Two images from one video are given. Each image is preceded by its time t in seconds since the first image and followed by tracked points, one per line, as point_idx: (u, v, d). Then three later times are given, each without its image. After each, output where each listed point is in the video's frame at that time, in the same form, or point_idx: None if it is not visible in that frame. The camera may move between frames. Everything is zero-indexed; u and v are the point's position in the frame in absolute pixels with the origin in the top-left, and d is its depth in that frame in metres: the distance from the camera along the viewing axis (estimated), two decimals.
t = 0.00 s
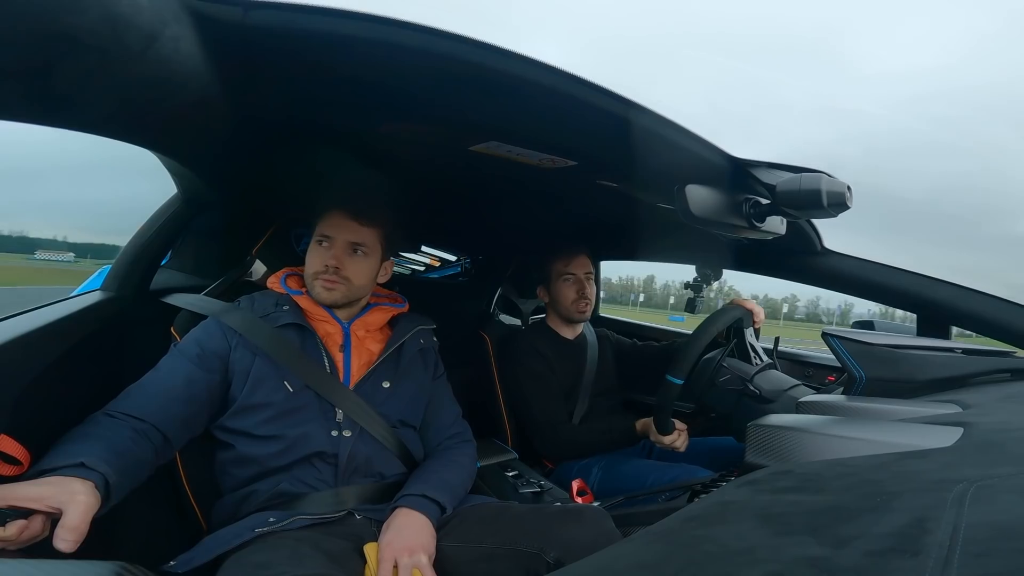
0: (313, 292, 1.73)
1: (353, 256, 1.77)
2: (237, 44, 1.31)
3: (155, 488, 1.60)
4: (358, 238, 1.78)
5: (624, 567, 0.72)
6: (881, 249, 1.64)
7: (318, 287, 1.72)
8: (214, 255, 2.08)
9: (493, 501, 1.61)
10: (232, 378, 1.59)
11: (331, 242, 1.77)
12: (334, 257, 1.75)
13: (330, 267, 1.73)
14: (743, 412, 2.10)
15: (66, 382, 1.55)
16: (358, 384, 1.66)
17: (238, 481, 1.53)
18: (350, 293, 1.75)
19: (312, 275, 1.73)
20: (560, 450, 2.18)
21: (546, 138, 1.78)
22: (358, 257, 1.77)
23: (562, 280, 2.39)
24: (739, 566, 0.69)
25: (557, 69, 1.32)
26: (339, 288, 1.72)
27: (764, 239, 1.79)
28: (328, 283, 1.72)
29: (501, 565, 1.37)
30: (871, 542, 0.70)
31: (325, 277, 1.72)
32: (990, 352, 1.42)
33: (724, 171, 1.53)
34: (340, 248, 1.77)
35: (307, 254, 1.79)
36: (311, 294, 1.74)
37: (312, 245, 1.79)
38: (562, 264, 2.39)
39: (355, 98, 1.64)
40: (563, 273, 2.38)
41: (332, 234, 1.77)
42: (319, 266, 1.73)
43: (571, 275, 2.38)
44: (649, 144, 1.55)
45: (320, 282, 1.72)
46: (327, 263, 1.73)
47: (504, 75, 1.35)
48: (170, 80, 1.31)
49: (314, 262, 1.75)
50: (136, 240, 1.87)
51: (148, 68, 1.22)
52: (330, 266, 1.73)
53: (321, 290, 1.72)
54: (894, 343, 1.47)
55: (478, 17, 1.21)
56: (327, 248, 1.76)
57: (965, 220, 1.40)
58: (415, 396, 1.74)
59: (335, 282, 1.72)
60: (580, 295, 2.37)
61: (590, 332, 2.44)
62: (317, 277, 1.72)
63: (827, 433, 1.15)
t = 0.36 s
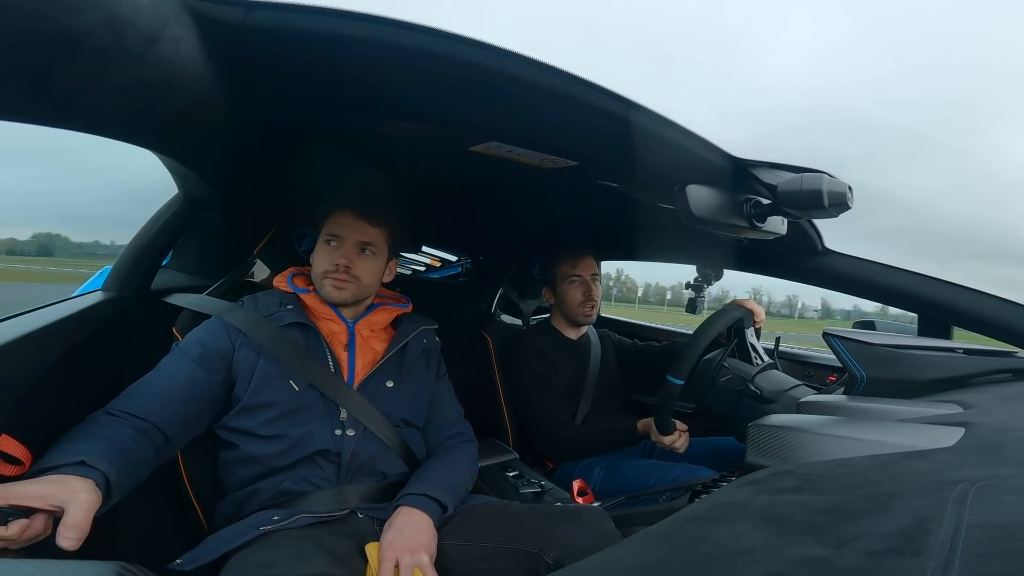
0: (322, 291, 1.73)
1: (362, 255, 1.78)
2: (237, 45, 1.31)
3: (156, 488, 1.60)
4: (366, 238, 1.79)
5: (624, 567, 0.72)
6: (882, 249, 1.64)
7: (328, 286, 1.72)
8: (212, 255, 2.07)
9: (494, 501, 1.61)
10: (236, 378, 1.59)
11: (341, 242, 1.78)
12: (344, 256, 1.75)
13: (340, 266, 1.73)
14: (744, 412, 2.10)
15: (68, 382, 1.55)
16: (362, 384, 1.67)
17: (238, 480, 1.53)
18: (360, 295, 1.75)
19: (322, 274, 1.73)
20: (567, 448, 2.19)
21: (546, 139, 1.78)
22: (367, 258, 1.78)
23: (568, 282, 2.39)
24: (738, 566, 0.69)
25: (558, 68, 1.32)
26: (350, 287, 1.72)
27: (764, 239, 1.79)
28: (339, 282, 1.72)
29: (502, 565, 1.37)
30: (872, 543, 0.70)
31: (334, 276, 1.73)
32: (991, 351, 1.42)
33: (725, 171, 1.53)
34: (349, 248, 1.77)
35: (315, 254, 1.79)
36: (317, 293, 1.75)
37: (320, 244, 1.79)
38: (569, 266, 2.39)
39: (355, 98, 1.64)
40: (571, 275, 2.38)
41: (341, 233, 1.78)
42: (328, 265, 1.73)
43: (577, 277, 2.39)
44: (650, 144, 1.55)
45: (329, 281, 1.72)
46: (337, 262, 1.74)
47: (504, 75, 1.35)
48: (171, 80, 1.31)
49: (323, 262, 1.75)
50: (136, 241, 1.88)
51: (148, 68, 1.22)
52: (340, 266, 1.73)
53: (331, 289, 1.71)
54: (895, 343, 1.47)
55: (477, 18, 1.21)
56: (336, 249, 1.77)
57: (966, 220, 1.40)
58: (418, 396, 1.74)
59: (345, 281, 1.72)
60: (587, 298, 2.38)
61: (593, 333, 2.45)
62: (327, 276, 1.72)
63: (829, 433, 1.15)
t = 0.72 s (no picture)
0: (335, 296, 1.75)
1: (372, 259, 1.79)
2: (237, 45, 1.31)
3: (156, 489, 1.60)
4: (375, 241, 1.80)
5: (625, 568, 0.72)
6: (882, 250, 1.64)
7: (342, 292, 1.74)
8: (212, 256, 2.07)
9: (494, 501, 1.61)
10: (233, 378, 1.59)
11: (350, 246, 1.78)
12: (357, 260, 1.77)
13: (354, 271, 1.75)
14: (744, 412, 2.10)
15: (67, 382, 1.55)
16: (360, 384, 1.67)
17: (238, 481, 1.53)
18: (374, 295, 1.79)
19: (335, 280, 1.74)
20: (567, 447, 2.19)
21: (546, 139, 1.78)
22: (377, 261, 1.81)
23: (565, 282, 2.39)
24: (739, 566, 0.69)
25: (556, 68, 1.32)
26: (365, 292, 1.76)
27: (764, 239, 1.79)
28: (354, 287, 1.75)
29: (501, 565, 1.37)
30: (872, 543, 0.70)
31: (348, 282, 1.75)
32: (992, 351, 1.42)
33: (725, 171, 1.53)
34: (359, 252, 1.78)
35: (321, 255, 1.78)
36: (315, 292, 1.74)
37: (327, 247, 1.77)
38: (564, 267, 2.40)
39: (355, 99, 1.64)
40: (567, 276, 2.39)
41: (349, 237, 1.78)
42: (340, 270, 1.75)
43: (573, 277, 2.39)
44: (650, 144, 1.55)
45: (343, 287, 1.74)
46: (350, 267, 1.75)
47: (504, 75, 1.35)
48: (170, 81, 1.31)
49: (334, 267, 1.75)
50: (136, 241, 1.87)
51: (148, 69, 1.22)
52: (354, 271, 1.75)
53: (345, 295, 1.74)
54: (895, 343, 1.47)
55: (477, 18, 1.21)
56: (346, 252, 1.77)
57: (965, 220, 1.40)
58: (417, 396, 1.74)
59: (359, 286, 1.75)
60: (584, 297, 2.37)
61: (591, 333, 2.44)
62: (340, 282, 1.74)
63: (828, 433, 1.15)
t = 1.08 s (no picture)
0: (335, 295, 1.75)
1: (370, 256, 1.80)
2: (237, 46, 1.31)
3: (156, 489, 1.60)
4: (372, 239, 1.81)
5: (625, 568, 0.72)
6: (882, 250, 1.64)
7: (342, 289, 1.74)
8: (212, 256, 2.07)
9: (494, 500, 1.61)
10: (233, 377, 1.59)
11: (348, 244, 1.78)
12: (356, 258, 1.77)
13: (354, 269, 1.75)
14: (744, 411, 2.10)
15: (67, 382, 1.55)
16: (360, 383, 1.66)
17: (238, 481, 1.53)
18: (372, 293, 1.79)
19: (334, 278, 1.74)
20: (568, 446, 2.19)
21: (547, 139, 1.78)
22: (376, 259, 1.81)
23: (562, 282, 2.40)
24: (739, 566, 0.69)
25: (555, 69, 1.32)
26: (364, 290, 1.76)
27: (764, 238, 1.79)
28: (353, 284, 1.75)
29: (501, 565, 1.36)
30: (873, 543, 0.69)
31: (347, 279, 1.75)
32: (992, 351, 1.42)
33: (725, 171, 1.53)
34: (358, 250, 1.78)
35: (320, 253, 1.77)
36: (315, 290, 1.74)
37: (327, 245, 1.77)
38: (561, 267, 2.41)
39: (354, 99, 1.64)
40: (563, 275, 2.40)
41: (347, 236, 1.78)
42: (339, 268, 1.75)
43: (571, 277, 2.40)
44: (649, 144, 1.55)
45: (342, 285, 1.74)
46: (349, 265, 1.75)
47: (503, 75, 1.34)
48: (170, 81, 1.31)
49: (333, 266, 1.75)
50: (136, 242, 1.86)
51: (148, 68, 1.22)
52: (353, 269, 1.76)
53: (345, 293, 1.74)
54: (896, 343, 1.47)
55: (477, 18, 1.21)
56: (344, 250, 1.77)
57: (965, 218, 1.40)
58: (417, 396, 1.74)
59: (359, 284, 1.75)
60: (581, 297, 2.39)
61: (591, 331, 2.45)
62: (339, 280, 1.74)
63: (828, 432, 1.15)
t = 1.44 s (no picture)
0: (336, 296, 1.75)
1: (372, 258, 1.80)
2: (237, 45, 1.32)
3: (157, 488, 1.60)
4: (375, 240, 1.81)
5: (625, 568, 0.72)
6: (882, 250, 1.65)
7: (344, 291, 1.74)
8: (212, 256, 2.07)
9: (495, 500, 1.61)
10: (233, 377, 1.59)
11: (350, 246, 1.78)
12: (358, 260, 1.77)
13: (356, 271, 1.75)
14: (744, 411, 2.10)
15: (68, 381, 1.55)
16: (361, 383, 1.67)
17: (238, 480, 1.54)
18: (373, 294, 1.79)
19: (336, 280, 1.74)
20: (568, 446, 2.19)
21: (547, 139, 1.77)
22: (378, 261, 1.81)
23: (566, 284, 2.40)
24: (740, 566, 0.69)
25: (556, 68, 1.33)
26: (366, 291, 1.76)
27: (763, 238, 1.79)
28: (356, 286, 1.75)
29: (501, 564, 1.36)
30: (872, 543, 0.70)
31: (349, 282, 1.75)
32: (991, 351, 1.42)
33: (724, 171, 1.54)
34: (360, 252, 1.78)
35: (322, 254, 1.78)
36: (315, 290, 1.74)
37: (329, 246, 1.77)
38: (565, 269, 2.40)
39: (354, 98, 1.64)
40: (568, 277, 2.39)
41: (350, 237, 1.78)
42: (342, 270, 1.75)
43: (575, 279, 2.40)
44: (649, 144, 1.55)
45: (344, 287, 1.74)
46: (352, 268, 1.75)
47: (503, 75, 1.34)
48: (170, 80, 1.31)
49: (334, 267, 1.75)
50: (136, 242, 1.86)
51: (148, 68, 1.22)
52: (356, 271, 1.75)
53: (347, 295, 1.74)
54: (896, 343, 1.47)
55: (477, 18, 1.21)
56: (346, 252, 1.77)
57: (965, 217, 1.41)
58: (418, 395, 1.74)
59: (361, 286, 1.75)
60: (585, 299, 2.39)
61: (592, 332, 2.46)
62: (342, 282, 1.74)
63: (829, 433, 1.15)
